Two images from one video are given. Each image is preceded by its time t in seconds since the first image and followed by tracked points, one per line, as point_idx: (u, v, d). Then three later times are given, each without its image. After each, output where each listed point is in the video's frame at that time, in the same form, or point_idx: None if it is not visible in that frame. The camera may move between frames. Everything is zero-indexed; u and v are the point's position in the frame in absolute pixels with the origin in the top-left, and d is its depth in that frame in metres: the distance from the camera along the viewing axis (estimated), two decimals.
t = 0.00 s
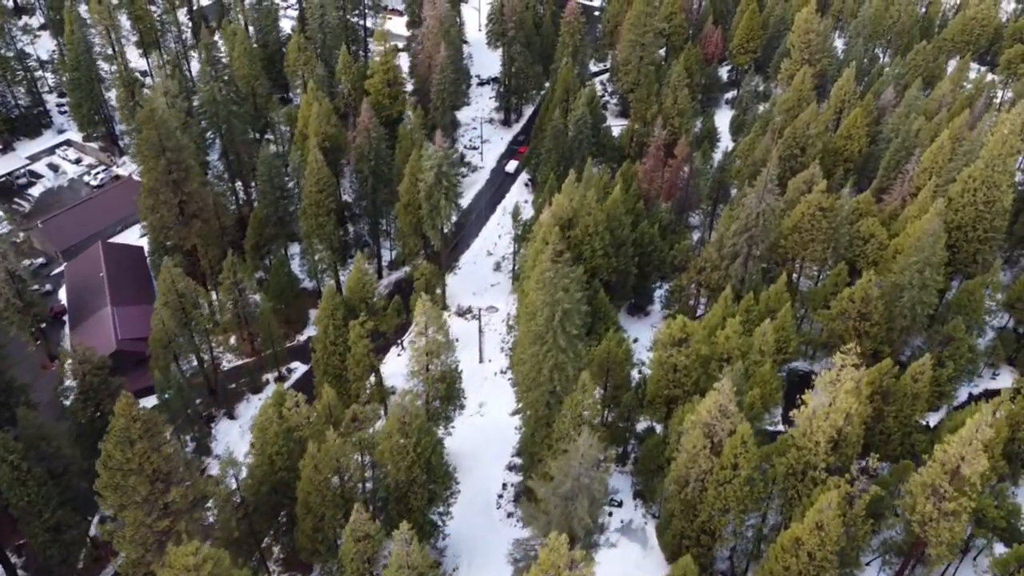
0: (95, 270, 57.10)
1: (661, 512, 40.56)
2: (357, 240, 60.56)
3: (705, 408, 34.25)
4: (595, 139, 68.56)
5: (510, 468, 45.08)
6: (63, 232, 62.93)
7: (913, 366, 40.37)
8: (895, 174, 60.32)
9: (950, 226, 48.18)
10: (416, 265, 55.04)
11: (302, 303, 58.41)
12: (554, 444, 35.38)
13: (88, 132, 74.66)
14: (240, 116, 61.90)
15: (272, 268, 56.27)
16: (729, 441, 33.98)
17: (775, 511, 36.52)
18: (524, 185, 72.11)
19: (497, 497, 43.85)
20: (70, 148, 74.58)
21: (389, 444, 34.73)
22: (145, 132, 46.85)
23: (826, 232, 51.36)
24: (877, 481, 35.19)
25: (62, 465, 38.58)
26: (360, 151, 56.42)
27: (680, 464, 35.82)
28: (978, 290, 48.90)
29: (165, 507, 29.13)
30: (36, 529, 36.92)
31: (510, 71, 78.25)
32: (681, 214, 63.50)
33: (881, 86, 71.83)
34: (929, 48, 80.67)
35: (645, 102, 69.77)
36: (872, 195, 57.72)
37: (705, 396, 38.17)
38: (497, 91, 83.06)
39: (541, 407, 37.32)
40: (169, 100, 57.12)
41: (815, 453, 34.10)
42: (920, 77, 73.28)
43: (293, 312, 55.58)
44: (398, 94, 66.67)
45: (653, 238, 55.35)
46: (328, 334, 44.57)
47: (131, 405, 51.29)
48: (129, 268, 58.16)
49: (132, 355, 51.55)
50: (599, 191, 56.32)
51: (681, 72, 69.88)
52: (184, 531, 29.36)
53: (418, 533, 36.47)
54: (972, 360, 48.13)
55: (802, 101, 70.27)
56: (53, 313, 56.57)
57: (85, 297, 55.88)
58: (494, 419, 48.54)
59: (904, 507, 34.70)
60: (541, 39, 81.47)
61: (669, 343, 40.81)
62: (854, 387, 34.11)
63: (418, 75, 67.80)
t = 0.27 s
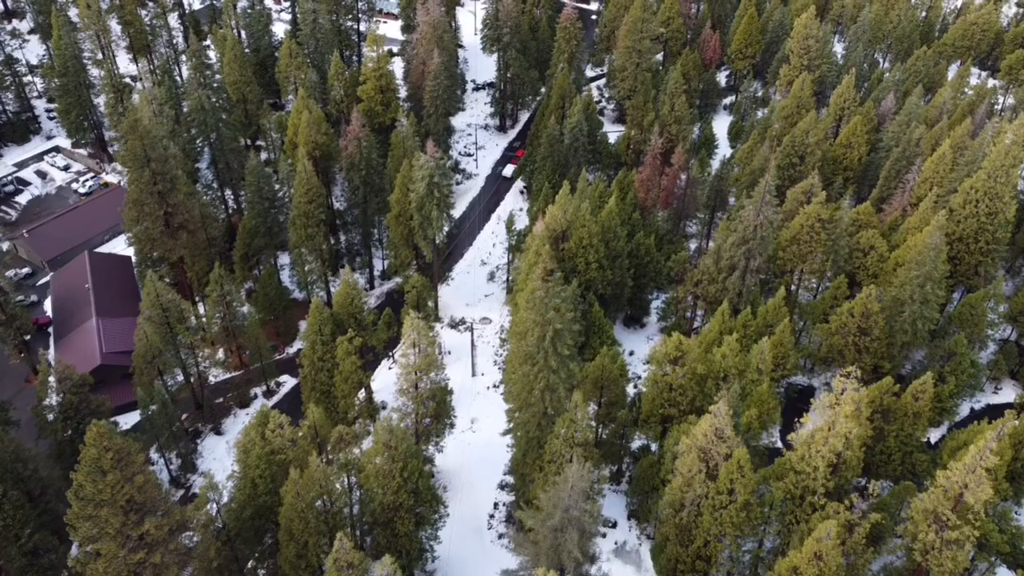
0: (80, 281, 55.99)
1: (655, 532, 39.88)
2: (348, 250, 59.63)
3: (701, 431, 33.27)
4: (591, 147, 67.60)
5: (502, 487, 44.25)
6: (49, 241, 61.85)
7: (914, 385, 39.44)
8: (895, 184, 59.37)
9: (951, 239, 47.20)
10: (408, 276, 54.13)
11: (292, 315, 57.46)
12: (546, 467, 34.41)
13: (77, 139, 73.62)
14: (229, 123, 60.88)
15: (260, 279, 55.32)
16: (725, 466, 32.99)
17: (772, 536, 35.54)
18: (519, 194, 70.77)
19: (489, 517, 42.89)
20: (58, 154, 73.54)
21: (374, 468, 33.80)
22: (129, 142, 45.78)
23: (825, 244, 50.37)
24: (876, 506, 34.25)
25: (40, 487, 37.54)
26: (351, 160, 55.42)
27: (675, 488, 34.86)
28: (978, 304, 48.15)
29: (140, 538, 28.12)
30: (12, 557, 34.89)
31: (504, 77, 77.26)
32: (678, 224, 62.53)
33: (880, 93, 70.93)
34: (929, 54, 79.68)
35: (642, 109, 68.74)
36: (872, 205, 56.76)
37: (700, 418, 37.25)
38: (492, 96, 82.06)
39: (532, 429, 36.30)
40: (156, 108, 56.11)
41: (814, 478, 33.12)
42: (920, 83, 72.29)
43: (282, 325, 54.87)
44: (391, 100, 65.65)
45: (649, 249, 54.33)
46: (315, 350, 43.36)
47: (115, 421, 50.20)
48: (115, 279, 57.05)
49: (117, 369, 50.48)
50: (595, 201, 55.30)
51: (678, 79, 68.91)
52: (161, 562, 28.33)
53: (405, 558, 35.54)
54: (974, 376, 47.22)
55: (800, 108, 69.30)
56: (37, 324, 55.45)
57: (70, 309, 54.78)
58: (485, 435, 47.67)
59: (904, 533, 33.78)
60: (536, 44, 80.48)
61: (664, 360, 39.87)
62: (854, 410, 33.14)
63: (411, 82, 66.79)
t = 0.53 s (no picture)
0: (66, 292, 54.87)
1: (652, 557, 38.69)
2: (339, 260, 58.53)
3: (697, 457, 32.19)
4: (587, 155, 66.52)
5: (494, 507, 43.25)
6: (36, 250, 60.74)
7: (917, 405, 38.39)
8: (897, 194, 58.32)
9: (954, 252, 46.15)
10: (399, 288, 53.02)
11: (281, 327, 56.33)
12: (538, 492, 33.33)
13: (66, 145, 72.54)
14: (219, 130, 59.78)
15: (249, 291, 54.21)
16: (722, 493, 31.90)
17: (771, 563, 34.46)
18: (514, 202, 69.79)
19: (480, 539, 41.82)
20: (47, 160, 72.46)
21: (360, 493, 32.71)
22: (113, 153, 44.69)
23: (825, 257, 49.34)
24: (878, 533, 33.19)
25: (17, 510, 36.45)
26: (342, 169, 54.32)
27: (671, 514, 33.78)
28: (982, 319, 47.03)
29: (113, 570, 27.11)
30: None
31: (500, 82, 76.20)
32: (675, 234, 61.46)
33: (882, 100, 69.89)
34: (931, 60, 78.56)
35: (639, 116, 67.63)
36: (873, 216, 55.71)
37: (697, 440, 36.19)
38: (488, 102, 80.99)
39: (524, 452, 35.21)
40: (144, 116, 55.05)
41: (815, 505, 32.05)
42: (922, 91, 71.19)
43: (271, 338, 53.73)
44: (384, 107, 64.54)
45: (646, 261, 53.22)
46: (302, 366, 42.05)
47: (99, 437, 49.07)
48: (102, 290, 55.94)
49: (101, 384, 49.38)
50: (590, 212, 54.21)
51: (676, 86, 67.84)
52: None
53: None
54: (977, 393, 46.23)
55: (800, 115, 68.23)
56: (21, 336, 54.32)
57: (56, 321, 53.66)
58: (478, 453, 46.61)
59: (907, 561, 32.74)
60: (533, 49, 79.42)
61: (661, 380, 38.78)
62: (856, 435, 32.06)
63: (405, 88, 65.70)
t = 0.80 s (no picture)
0: (51, 305, 53.69)
1: None
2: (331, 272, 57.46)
3: (696, 485, 31.05)
4: (585, 163, 65.46)
5: (487, 529, 42.18)
6: (21, 261, 59.48)
7: (923, 426, 37.39)
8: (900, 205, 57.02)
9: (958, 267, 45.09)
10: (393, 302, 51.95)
11: (271, 340, 55.23)
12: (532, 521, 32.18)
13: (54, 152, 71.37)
14: (209, 138, 58.64)
15: (238, 304, 53.04)
16: (722, 523, 30.74)
17: None
18: (510, 210, 68.65)
19: (472, 563, 40.71)
20: (36, 168, 71.29)
21: (346, 522, 31.62)
22: (97, 165, 43.60)
23: (826, 271, 48.26)
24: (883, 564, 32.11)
25: None
26: (333, 180, 53.17)
27: (669, 543, 32.65)
28: (987, 334, 45.87)
29: None
30: None
31: (497, 89, 75.12)
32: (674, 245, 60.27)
33: (884, 108, 68.85)
34: (933, 67, 77.42)
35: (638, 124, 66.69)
36: (875, 227, 54.63)
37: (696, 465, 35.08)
38: (485, 108, 79.86)
39: (517, 477, 34.07)
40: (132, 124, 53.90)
41: (817, 535, 30.94)
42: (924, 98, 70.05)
43: (259, 352, 52.59)
44: (377, 115, 63.43)
45: (644, 273, 52.08)
46: (290, 385, 41.01)
47: (82, 454, 47.99)
48: (88, 303, 54.76)
49: (86, 400, 48.20)
50: (587, 224, 53.18)
51: (675, 93, 66.73)
52: None
53: None
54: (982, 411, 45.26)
55: (801, 124, 67.12)
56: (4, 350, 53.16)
57: (40, 335, 52.46)
58: (470, 471, 45.57)
59: None
60: (530, 55, 78.28)
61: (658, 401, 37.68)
62: (860, 464, 30.93)
63: (399, 95, 64.59)
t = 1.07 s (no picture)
0: (36, 318, 52.49)
1: None
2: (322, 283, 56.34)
3: (696, 517, 29.93)
4: (583, 172, 64.33)
5: (480, 553, 41.08)
6: (6, 273, 58.24)
7: (929, 449, 36.34)
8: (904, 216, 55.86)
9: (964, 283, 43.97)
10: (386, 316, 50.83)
11: (262, 354, 54.07)
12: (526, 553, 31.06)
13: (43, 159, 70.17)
14: (199, 147, 57.47)
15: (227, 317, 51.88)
16: (723, 556, 29.60)
17: None
18: (507, 219, 67.51)
19: None
20: (24, 175, 70.09)
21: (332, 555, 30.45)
22: (80, 177, 42.40)
23: (829, 286, 47.16)
24: None
25: None
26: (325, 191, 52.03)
27: None
28: (993, 351, 44.78)
29: None
30: None
31: (494, 95, 74.00)
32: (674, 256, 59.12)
33: (886, 115, 67.79)
34: (937, 73, 76.26)
35: (636, 133, 65.60)
36: (878, 239, 53.53)
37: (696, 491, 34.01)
38: (481, 114, 78.73)
39: (510, 505, 32.92)
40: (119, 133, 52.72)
41: (821, 569, 29.81)
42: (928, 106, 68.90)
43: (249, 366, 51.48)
44: (371, 123, 62.28)
45: (642, 286, 50.96)
46: (278, 406, 39.81)
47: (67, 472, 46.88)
48: (75, 316, 53.59)
49: (71, 418, 47.05)
50: (584, 237, 52.08)
51: (675, 100, 65.60)
52: None
53: None
54: (988, 430, 44.24)
55: (802, 132, 65.99)
56: None
57: (24, 349, 51.25)
58: (463, 491, 44.49)
59: None
60: (527, 60, 77.13)
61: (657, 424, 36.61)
62: (866, 495, 29.78)
63: (394, 102, 63.45)
